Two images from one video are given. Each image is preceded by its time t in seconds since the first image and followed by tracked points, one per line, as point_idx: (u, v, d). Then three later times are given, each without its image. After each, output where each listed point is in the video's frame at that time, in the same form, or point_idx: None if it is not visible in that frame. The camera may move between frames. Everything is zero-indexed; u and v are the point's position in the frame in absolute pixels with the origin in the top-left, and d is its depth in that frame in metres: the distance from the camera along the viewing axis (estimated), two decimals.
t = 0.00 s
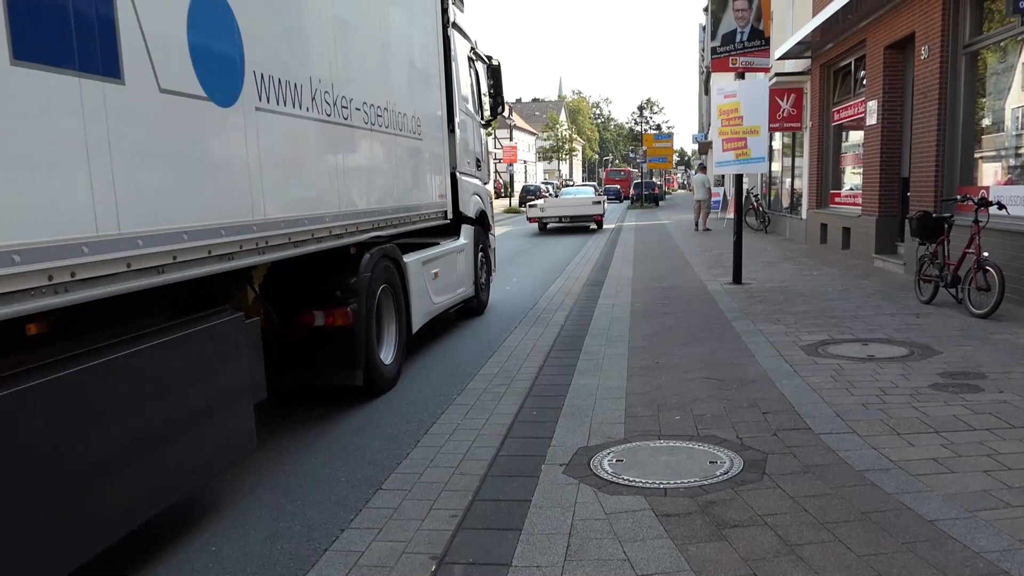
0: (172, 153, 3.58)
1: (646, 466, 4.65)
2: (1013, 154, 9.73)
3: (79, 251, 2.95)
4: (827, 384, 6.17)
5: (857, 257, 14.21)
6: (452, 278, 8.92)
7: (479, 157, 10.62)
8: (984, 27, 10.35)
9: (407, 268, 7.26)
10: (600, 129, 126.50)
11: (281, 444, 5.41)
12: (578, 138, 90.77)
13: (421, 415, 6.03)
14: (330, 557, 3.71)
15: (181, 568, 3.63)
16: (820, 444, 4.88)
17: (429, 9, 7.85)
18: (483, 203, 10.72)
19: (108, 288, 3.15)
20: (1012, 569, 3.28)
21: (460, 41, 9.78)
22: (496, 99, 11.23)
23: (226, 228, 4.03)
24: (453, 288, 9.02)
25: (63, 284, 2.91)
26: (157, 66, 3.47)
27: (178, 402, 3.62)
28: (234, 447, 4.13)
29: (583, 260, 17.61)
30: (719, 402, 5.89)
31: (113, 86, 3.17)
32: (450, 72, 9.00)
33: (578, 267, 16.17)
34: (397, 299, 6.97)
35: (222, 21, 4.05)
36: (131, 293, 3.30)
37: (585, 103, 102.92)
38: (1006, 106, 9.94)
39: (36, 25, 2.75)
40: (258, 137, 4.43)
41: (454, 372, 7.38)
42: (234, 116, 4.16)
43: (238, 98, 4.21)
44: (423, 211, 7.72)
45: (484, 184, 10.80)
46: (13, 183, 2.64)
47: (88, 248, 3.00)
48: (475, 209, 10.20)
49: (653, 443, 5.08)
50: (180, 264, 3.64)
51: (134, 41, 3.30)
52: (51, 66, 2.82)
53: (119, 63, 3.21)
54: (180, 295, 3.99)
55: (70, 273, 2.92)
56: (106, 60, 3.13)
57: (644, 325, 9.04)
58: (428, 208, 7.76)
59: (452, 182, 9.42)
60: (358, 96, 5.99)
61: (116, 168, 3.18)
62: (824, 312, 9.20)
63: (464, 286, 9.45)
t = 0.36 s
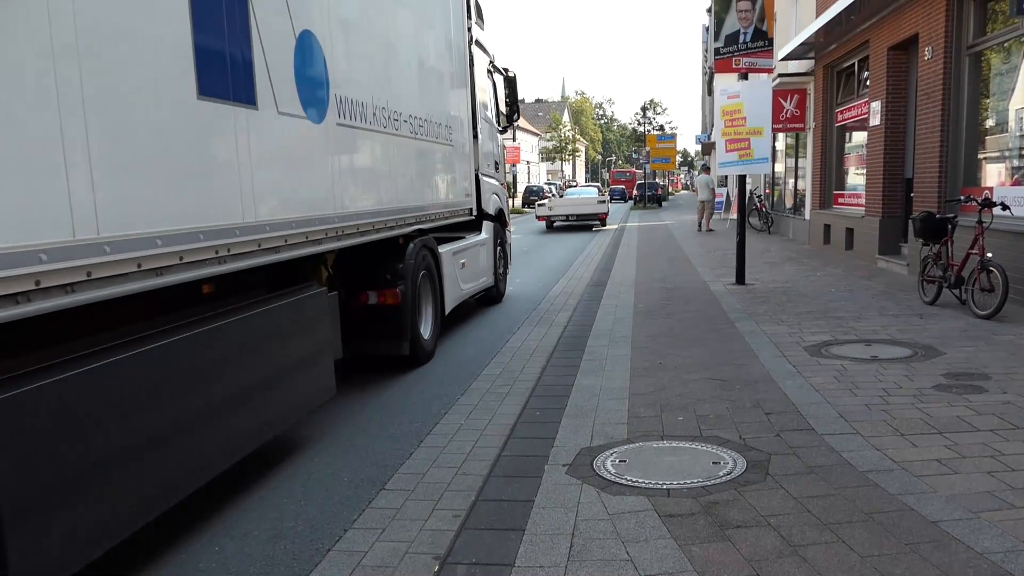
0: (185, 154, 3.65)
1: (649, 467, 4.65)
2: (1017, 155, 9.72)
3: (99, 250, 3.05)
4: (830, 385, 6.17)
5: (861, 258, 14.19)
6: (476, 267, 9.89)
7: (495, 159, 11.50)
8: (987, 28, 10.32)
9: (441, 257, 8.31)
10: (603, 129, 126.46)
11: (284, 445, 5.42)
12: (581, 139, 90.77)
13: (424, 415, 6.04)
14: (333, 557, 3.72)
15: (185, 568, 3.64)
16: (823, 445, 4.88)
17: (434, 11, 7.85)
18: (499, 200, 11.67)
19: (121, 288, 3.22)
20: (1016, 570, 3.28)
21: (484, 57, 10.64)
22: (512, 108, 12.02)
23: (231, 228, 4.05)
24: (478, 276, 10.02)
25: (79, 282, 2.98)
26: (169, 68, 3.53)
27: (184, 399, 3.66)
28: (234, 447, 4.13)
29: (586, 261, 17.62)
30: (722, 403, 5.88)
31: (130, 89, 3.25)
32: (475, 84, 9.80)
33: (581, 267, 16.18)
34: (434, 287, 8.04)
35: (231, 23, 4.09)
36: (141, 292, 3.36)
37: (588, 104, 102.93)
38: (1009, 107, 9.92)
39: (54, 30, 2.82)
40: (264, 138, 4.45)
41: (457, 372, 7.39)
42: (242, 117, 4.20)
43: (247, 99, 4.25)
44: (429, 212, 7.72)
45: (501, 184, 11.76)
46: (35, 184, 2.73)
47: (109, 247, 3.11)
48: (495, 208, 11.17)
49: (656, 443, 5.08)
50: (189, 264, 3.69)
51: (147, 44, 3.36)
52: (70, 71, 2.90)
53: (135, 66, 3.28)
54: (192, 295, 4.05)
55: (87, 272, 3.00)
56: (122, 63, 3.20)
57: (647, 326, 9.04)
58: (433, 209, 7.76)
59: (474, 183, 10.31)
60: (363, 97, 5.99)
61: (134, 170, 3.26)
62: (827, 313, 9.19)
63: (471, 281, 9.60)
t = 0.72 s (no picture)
0: (194, 157, 3.70)
1: (652, 469, 4.65)
2: (1020, 157, 9.71)
3: (109, 253, 3.09)
4: (833, 387, 6.16)
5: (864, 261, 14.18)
6: (496, 260, 10.99)
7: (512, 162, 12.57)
8: (990, 30, 10.32)
9: (468, 250, 9.39)
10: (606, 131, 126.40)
11: (287, 446, 5.42)
12: (584, 141, 90.77)
13: (427, 417, 6.04)
14: (335, 559, 3.72)
15: (189, 569, 3.65)
16: (826, 447, 4.87)
17: (438, 13, 7.86)
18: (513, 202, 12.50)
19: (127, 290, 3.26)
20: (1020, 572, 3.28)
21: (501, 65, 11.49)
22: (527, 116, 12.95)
23: (234, 230, 4.06)
24: (496, 269, 11.07)
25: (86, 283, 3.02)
26: (177, 70, 3.57)
27: (191, 399, 3.70)
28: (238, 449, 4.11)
29: (589, 262, 17.62)
30: (725, 405, 5.88)
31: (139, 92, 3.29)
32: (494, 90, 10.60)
33: (584, 269, 16.17)
34: (459, 275, 8.92)
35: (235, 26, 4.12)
36: (148, 294, 3.41)
37: (591, 106, 102.92)
38: (1013, 109, 9.91)
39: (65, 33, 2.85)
40: (268, 140, 4.47)
41: (460, 374, 7.38)
42: (247, 119, 4.23)
43: (252, 101, 4.28)
44: (433, 214, 7.73)
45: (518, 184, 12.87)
46: (51, 188, 2.79)
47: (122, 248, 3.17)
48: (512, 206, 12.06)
49: (659, 446, 5.08)
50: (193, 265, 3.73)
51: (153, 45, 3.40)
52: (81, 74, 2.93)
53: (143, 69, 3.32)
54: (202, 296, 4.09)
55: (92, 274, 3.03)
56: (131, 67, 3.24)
57: (649, 328, 9.03)
58: (437, 210, 7.77)
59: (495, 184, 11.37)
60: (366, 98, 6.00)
61: (145, 172, 3.31)
62: (830, 315, 9.18)
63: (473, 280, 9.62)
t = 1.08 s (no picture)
0: (196, 158, 3.69)
1: (654, 470, 4.64)
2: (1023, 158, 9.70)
3: (111, 254, 3.07)
4: (835, 388, 6.16)
5: (866, 262, 14.16)
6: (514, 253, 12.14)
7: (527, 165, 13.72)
8: (993, 31, 10.32)
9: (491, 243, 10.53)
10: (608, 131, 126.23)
11: (288, 447, 5.42)
12: (586, 142, 90.76)
13: (429, 418, 6.04)
14: (337, 559, 3.72)
15: (191, 569, 3.65)
16: (829, 448, 4.87)
17: (441, 14, 7.88)
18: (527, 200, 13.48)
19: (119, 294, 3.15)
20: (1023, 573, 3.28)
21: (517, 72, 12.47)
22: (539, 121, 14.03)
23: (236, 232, 4.07)
24: (514, 262, 12.24)
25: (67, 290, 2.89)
26: (178, 71, 3.56)
27: (308, 334, 4.96)
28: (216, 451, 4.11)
29: (592, 262, 17.64)
30: (726, 405, 5.88)
31: (139, 93, 3.27)
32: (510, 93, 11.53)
33: (586, 269, 16.16)
34: (485, 265, 10.10)
35: (235, 25, 4.10)
36: (154, 296, 3.39)
37: (593, 107, 102.90)
38: (1015, 110, 9.91)
39: (45, 32, 2.74)
40: (268, 141, 4.46)
41: (462, 374, 7.38)
42: (247, 120, 4.20)
43: (251, 102, 4.25)
44: (435, 215, 7.73)
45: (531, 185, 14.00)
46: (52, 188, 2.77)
47: (124, 250, 3.15)
48: (527, 204, 13.06)
49: (661, 446, 5.08)
50: (191, 270, 3.68)
51: (147, 46, 3.33)
52: (59, 75, 2.81)
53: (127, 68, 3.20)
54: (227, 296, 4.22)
55: (73, 280, 2.90)
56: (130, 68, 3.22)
57: (652, 329, 9.03)
58: (439, 211, 7.77)
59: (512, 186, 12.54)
60: (368, 99, 5.99)
61: (145, 174, 3.30)
62: (832, 316, 9.16)
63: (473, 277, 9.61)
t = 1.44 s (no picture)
0: (200, 159, 3.70)
1: (655, 469, 4.65)
2: None
3: (116, 255, 3.07)
4: (837, 388, 6.16)
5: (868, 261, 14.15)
6: (530, 245, 13.42)
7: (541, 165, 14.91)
8: (995, 31, 10.32)
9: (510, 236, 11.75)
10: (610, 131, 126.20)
11: (289, 446, 5.42)
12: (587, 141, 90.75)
13: (430, 417, 6.04)
14: (339, 558, 3.73)
15: (192, 569, 3.66)
16: (830, 448, 4.87)
17: (442, 13, 7.89)
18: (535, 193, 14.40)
19: (106, 298, 3.04)
20: None
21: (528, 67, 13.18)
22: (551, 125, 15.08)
23: (241, 232, 4.08)
24: (529, 254, 13.50)
25: (45, 297, 2.73)
26: (181, 70, 3.56)
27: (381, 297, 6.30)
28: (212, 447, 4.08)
29: (592, 262, 17.54)
30: (727, 405, 5.89)
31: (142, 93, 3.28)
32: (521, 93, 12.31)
33: (587, 269, 16.15)
34: (506, 256, 11.33)
35: (235, 24, 4.09)
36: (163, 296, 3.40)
37: (594, 106, 102.85)
38: (1017, 110, 9.91)
39: (47, 31, 2.73)
40: (269, 140, 4.45)
41: (464, 374, 7.38)
42: (247, 118, 4.20)
43: (251, 101, 4.24)
44: (436, 215, 7.72)
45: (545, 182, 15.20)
46: (56, 188, 2.77)
47: (129, 250, 3.14)
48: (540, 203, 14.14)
49: (662, 445, 5.08)
50: (196, 269, 3.68)
51: (149, 44, 3.33)
52: (62, 75, 2.81)
53: (118, 67, 3.12)
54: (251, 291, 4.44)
55: (53, 286, 2.75)
56: (133, 67, 3.22)
57: (653, 328, 9.03)
58: (440, 211, 7.77)
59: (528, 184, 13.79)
60: (369, 98, 6.00)
61: (149, 173, 3.30)
62: (834, 316, 9.16)
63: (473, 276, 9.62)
